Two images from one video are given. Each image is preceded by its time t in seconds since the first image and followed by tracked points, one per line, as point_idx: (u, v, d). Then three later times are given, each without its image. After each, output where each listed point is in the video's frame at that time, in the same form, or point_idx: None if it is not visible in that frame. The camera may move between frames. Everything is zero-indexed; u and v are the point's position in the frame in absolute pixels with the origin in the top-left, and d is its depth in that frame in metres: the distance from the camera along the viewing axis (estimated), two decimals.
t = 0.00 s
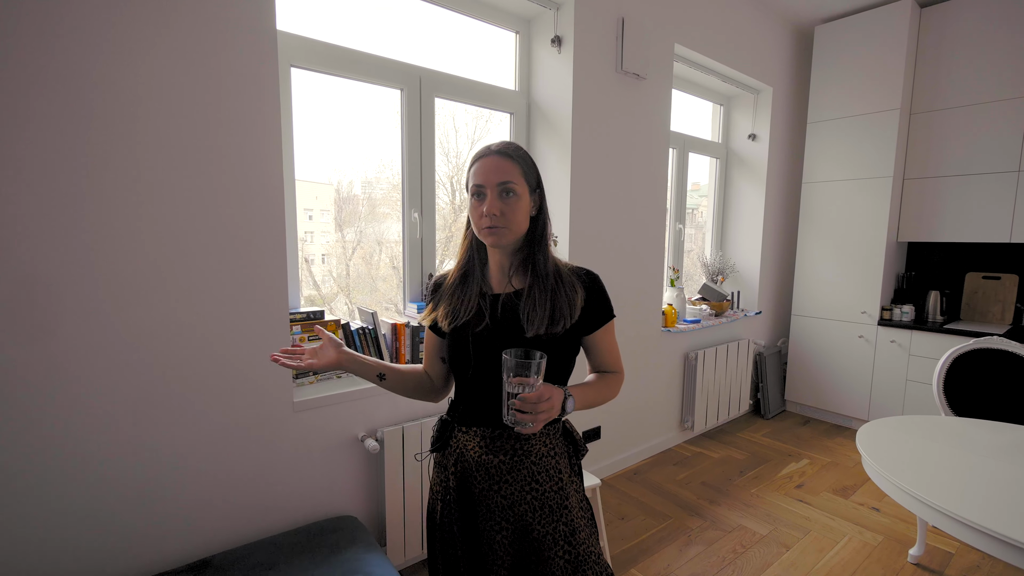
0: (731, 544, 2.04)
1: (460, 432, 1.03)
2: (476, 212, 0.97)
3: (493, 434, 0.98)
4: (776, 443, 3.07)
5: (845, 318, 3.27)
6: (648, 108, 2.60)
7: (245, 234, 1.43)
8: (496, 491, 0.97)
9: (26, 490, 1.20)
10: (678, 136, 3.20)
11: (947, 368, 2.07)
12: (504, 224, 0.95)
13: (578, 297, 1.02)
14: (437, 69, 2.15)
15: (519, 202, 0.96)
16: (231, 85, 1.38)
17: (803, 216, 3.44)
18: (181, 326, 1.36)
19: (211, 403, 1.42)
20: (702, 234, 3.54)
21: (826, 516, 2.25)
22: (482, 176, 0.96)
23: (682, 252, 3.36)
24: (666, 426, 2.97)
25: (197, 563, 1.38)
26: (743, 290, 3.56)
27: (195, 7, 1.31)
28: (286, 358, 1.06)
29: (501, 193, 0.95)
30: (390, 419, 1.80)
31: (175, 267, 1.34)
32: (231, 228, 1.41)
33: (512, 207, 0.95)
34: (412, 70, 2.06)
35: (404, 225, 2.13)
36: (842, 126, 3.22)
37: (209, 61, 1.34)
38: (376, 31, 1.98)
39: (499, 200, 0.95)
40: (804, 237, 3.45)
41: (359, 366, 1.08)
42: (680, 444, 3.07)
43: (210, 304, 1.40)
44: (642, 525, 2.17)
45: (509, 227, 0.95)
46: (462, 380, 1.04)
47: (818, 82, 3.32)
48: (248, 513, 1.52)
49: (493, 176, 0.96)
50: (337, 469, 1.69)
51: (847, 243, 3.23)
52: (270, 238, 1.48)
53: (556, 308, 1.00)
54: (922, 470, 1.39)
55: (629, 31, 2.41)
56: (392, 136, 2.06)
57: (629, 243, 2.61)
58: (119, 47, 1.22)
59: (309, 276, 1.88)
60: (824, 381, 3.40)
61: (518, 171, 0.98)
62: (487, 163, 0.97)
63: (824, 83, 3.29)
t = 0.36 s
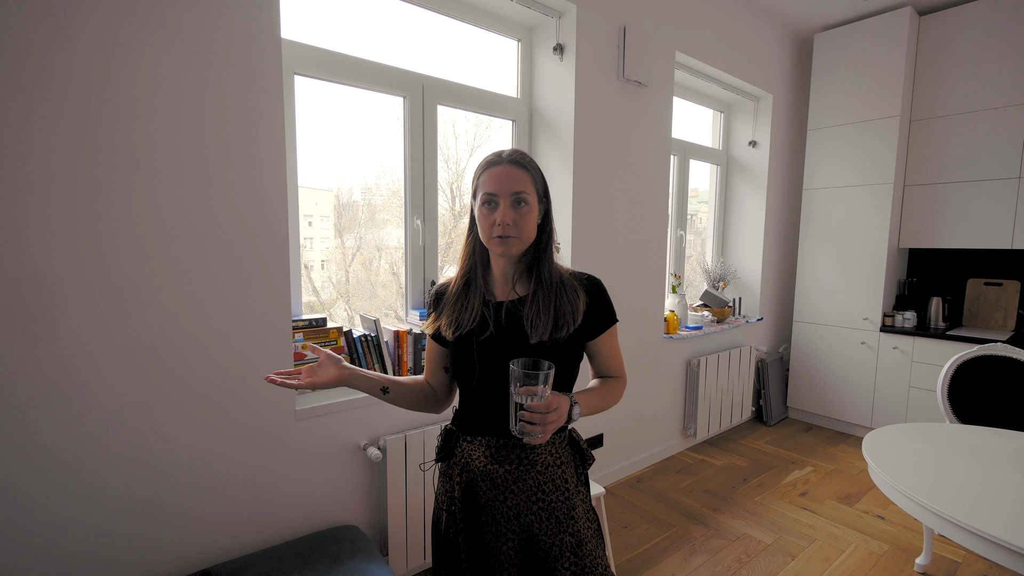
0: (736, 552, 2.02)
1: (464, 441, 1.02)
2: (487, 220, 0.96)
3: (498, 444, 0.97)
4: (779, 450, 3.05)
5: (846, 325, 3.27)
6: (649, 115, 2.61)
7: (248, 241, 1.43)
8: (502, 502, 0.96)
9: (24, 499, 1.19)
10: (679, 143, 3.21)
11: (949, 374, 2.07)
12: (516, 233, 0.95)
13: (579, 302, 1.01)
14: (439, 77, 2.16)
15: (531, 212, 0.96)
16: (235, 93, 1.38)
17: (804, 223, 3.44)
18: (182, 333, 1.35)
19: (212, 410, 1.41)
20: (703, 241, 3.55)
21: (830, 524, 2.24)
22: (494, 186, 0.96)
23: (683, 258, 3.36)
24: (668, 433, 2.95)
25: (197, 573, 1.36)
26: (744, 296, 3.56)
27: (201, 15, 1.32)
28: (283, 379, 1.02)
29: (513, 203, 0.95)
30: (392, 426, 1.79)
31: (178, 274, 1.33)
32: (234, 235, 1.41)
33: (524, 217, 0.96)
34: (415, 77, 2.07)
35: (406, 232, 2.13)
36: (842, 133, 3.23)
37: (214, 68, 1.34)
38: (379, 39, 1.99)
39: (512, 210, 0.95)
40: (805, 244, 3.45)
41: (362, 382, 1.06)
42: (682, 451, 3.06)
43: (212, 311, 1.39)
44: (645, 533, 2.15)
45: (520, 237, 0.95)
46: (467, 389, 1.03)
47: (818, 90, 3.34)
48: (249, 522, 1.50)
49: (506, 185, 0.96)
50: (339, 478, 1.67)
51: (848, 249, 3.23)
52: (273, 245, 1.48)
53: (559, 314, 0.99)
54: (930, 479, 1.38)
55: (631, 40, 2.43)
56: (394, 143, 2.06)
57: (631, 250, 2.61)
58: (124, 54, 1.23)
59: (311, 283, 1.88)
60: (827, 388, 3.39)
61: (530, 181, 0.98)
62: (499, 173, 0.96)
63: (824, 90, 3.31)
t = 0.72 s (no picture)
0: (737, 557, 2.01)
1: (465, 442, 1.01)
2: (490, 225, 0.96)
3: (498, 444, 0.96)
4: (780, 454, 3.04)
5: (846, 328, 3.27)
6: (648, 119, 2.61)
7: (248, 243, 1.43)
8: (503, 504, 0.95)
9: (21, 502, 1.18)
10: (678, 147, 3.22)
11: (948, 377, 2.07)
12: (519, 238, 0.95)
13: (577, 300, 1.00)
14: (440, 81, 2.17)
15: (533, 217, 0.96)
16: (236, 95, 1.38)
17: (803, 226, 3.45)
18: (182, 335, 1.35)
19: (211, 412, 1.41)
20: (703, 244, 3.55)
21: (832, 528, 2.22)
22: (497, 191, 0.95)
23: (683, 262, 3.36)
24: (669, 437, 2.94)
25: None
26: (744, 300, 3.56)
27: (202, 18, 1.32)
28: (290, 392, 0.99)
29: (517, 208, 0.95)
30: (392, 430, 1.78)
31: (177, 275, 1.33)
32: (235, 236, 1.41)
33: (527, 222, 0.96)
34: (415, 82, 2.07)
35: (405, 236, 2.13)
36: (841, 137, 3.24)
37: (214, 70, 1.35)
38: (380, 43, 2.00)
39: (515, 215, 0.95)
40: (804, 247, 3.46)
41: (371, 389, 1.05)
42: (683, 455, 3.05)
43: (212, 314, 1.39)
44: (646, 538, 2.14)
45: (523, 242, 0.96)
46: (467, 389, 1.03)
47: (816, 94, 3.35)
48: (247, 526, 1.49)
49: (508, 190, 0.95)
50: (338, 481, 1.66)
51: (847, 253, 3.23)
52: (274, 247, 1.48)
53: (558, 313, 0.98)
54: (929, 482, 1.37)
55: (630, 44, 2.44)
56: (394, 147, 2.07)
57: (631, 253, 2.61)
58: (126, 57, 1.23)
59: (309, 287, 1.87)
60: (827, 391, 3.38)
61: (532, 185, 0.98)
62: (501, 177, 0.96)
63: (822, 95, 3.32)
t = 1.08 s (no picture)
0: (736, 558, 2.01)
1: (465, 441, 1.01)
2: (494, 228, 0.96)
3: (498, 444, 0.97)
4: (780, 455, 3.04)
5: (846, 328, 3.27)
6: (647, 119, 2.61)
7: (247, 243, 1.43)
8: (502, 503, 0.95)
9: (19, 502, 1.18)
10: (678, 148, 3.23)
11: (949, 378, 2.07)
12: (523, 241, 0.95)
13: (575, 299, 1.00)
14: (439, 81, 2.17)
15: (537, 219, 0.97)
16: (235, 95, 1.38)
17: (803, 227, 3.45)
18: (180, 335, 1.35)
19: (210, 412, 1.41)
20: (702, 245, 3.55)
21: (831, 529, 2.22)
22: (499, 196, 0.95)
23: (682, 263, 3.36)
24: (669, 438, 2.94)
25: None
26: (744, 301, 3.56)
27: (201, 18, 1.33)
28: (297, 390, 1.00)
29: (520, 212, 0.96)
30: (391, 430, 1.78)
31: (177, 275, 1.33)
32: (234, 236, 1.41)
33: (530, 225, 0.96)
34: (414, 82, 2.08)
35: (405, 236, 2.13)
36: (840, 137, 3.24)
37: (213, 70, 1.35)
38: (379, 44, 2.00)
39: (519, 218, 0.95)
40: (804, 248, 3.46)
41: (376, 387, 1.05)
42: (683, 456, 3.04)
43: (212, 314, 1.39)
44: (645, 538, 2.13)
45: (527, 244, 0.96)
46: (467, 388, 1.03)
47: (816, 95, 3.35)
48: (246, 527, 1.49)
49: (511, 195, 0.95)
50: (337, 482, 1.66)
51: (847, 253, 3.23)
52: (272, 247, 1.48)
53: (557, 313, 0.98)
54: (929, 482, 1.37)
55: (630, 44, 2.44)
56: (393, 147, 2.07)
57: (630, 254, 2.61)
58: (124, 57, 1.23)
59: (309, 287, 1.87)
60: (827, 392, 3.38)
61: (535, 187, 0.98)
62: (503, 181, 0.96)
63: (822, 95, 3.32)
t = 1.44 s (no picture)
0: (731, 556, 2.02)
1: (459, 439, 1.02)
2: (484, 225, 0.97)
3: (492, 441, 0.98)
4: (776, 454, 3.05)
5: (843, 328, 3.28)
6: (643, 120, 2.63)
7: (243, 244, 1.45)
8: (497, 499, 0.96)
9: (19, 499, 1.19)
10: (674, 149, 3.24)
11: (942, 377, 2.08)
12: (513, 238, 0.97)
13: (567, 298, 1.02)
14: (435, 82, 2.19)
15: (527, 216, 0.98)
16: (229, 97, 1.40)
17: (799, 227, 3.46)
18: (176, 334, 1.36)
19: (205, 410, 1.42)
20: (699, 245, 3.57)
21: (826, 527, 2.23)
22: (490, 191, 0.97)
23: (678, 263, 3.38)
24: (665, 437, 2.96)
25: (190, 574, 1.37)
26: (741, 301, 3.57)
27: (198, 21, 1.34)
28: (294, 395, 0.98)
29: (510, 209, 0.97)
30: (387, 428, 1.80)
31: (174, 276, 1.35)
32: (229, 237, 1.43)
33: (521, 222, 0.97)
34: (411, 84, 2.10)
35: (402, 237, 2.15)
36: (836, 138, 3.26)
37: (209, 72, 1.37)
38: (375, 46, 2.02)
39: (509, 215, 0.97)
40: (800, 248, 3.47)
41: (376, 390, 1.04)
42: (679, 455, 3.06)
43: (209, 313, 1.41)
44: (640, 536, 2.15)
45: (517, 241, 0.97)
46: (461, 386, 1.04)
47: (812, 96, 3.37)
48: (241, 524, 1.50)
49: (502, 190, 0.97)
50: (333, 479, 1.68)
51: (843, 253, 3.24)
52: (269, 247, 1.50)
53: (550, 311, 1.00)
54: (929, 483, 1.37)
55: (625, 46, 2.46)
56: (389, 148, 2.09)
57: (626, 254, 2.62)
58: (119, 59, 1.25)
59: (307, 287, 1.89)
60: (823, 392, 3.39)
61: (525, 185, 1.00)
62: (494, 177, 0.97)
63: (818, 96, 3.34)
